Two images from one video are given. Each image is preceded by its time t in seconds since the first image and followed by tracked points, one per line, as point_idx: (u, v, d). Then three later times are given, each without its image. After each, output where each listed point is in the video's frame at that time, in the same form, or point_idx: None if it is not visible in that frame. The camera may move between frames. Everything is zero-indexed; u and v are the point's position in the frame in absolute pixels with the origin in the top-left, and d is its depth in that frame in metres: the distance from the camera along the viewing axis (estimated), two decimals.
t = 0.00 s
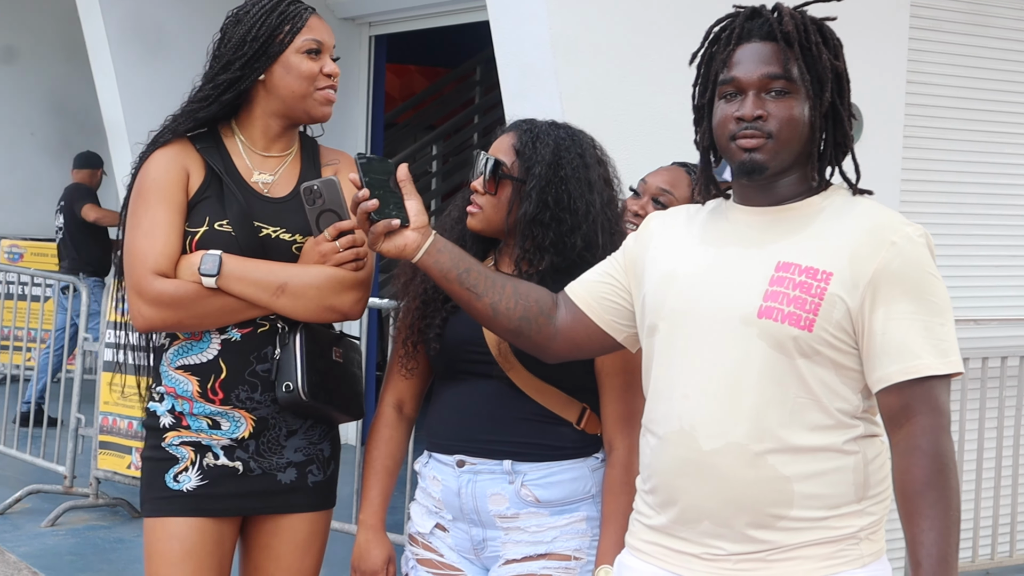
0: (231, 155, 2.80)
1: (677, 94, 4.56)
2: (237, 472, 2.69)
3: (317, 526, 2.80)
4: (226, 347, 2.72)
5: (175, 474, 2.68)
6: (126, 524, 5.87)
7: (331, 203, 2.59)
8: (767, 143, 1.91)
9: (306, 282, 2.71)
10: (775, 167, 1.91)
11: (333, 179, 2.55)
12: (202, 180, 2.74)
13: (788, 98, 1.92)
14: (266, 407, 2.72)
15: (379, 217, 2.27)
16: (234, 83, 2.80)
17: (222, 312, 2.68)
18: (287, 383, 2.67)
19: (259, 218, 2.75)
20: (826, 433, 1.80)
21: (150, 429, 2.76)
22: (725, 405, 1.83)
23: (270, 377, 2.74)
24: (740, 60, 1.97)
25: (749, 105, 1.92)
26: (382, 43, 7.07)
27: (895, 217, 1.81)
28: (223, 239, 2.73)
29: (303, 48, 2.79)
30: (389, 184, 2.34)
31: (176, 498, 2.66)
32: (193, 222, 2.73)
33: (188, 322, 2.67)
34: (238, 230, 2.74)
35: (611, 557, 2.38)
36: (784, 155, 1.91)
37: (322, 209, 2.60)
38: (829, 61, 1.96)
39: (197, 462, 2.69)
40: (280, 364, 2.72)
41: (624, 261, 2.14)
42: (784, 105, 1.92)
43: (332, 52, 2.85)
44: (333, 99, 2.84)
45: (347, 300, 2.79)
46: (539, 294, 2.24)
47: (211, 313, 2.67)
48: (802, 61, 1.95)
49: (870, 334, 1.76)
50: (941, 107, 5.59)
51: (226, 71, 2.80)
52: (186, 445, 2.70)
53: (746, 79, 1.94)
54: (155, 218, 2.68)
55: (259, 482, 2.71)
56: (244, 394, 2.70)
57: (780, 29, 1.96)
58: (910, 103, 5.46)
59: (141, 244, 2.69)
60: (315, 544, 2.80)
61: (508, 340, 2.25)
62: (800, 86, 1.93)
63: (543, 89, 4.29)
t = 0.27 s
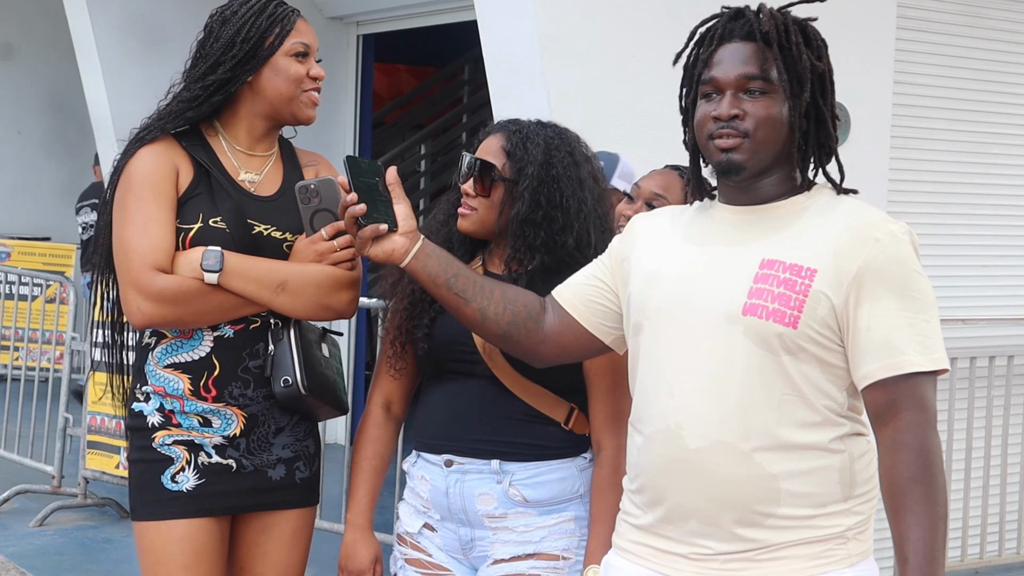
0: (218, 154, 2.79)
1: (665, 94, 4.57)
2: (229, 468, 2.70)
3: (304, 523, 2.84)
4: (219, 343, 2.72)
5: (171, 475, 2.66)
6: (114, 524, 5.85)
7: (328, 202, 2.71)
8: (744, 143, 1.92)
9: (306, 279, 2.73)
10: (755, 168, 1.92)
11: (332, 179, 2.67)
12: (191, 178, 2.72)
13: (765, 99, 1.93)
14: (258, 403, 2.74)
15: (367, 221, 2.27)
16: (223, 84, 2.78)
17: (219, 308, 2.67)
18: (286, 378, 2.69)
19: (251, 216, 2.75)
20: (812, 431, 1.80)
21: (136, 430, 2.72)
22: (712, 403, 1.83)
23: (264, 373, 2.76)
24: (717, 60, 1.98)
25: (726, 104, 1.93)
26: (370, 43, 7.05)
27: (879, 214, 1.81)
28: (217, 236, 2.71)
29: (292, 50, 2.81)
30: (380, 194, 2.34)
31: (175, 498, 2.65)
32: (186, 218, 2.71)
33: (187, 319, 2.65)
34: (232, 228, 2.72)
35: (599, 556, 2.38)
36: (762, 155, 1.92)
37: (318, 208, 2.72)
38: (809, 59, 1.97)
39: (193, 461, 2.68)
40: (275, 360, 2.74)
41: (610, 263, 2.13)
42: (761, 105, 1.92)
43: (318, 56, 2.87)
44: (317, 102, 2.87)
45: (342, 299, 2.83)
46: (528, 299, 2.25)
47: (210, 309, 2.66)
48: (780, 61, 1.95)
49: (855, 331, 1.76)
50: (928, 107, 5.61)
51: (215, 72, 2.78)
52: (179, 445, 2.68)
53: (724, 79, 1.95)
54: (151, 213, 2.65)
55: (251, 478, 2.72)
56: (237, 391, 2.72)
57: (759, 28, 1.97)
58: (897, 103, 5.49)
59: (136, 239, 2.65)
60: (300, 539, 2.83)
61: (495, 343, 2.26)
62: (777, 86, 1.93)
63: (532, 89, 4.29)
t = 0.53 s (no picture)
0: (189, 153, 2.83)
1: (657, 92, 4.57)
2: (220, 465, 2.76)
3: (288, 512, 2.91)
4: (204, 339, 2.77)
5: (165, 474, 2.70)
6: (105, 523, 5.83)
7: (305, 196, 2.93)
8: (698, 145, 1.92)
9: (289, 270, 2.86)
10: (717, 168, 1.92)
11: (307, 174, 2.91)
12: (167, 175, 2.75)
13: (722, 98, 1.91)
14: (245, 397, 2.81)
15: (457, 195, 2.06)
16: (195, 84, 2.82)
17: (207, 301, 2.73)
18: (274, 369, 2.78)
19: (229, 212, 2.82)
20: (799, 427, 1.80)
21: (121, 433, 2.73)
22: (699, 399, 1.84)
23: (250, 366, 2.82)
24: (685, 63, 1.98)
25: (683, 108, 1.94)
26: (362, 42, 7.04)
27: (867, 211, 1.81)
28: (200, 231, 2.76)
29: (263, 54, 2.87)
30: (501, 180, 2.09)
31: (171, 497, 2.69)
32: (164, 216, 2.74)
33: (175, 313, 2.68)
34: (212, 223, 2.79)
35: (587, 553, 2.40)
36: (721, 157, 1.91)
37: (296, 202, 2.94)
38: (786, 61, 1.94)
39: (185, 459, 2.72)
40: (261, 352, 2.82)
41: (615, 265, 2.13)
42: (717, 105, 1.91)
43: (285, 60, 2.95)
44: (283, 104, 2.94)
45: (321, 291, 2.97)
46: (557, 312, 2.15)
47: (198, 303, 2.72)
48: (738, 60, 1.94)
49: (840, 327, 1.76)
50: (919, 107, 5.63)
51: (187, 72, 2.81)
52: (169, 444, 2.73)
53: (684, 81, 1.96)
54: (132, 210, 2.67)
55: (240, 473, 2.78)
56: (225, 385, 2.77)
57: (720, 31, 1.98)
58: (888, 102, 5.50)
59: (118, 235, 2.67)
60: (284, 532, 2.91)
61: (523, 358, 2.15)
62: (733, 85, 1.92)
63: (524, 87, 4.29)
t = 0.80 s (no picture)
0: (141, 146, 2.73)
1: (647, 84, 4.54)
2: (181, 464, 2.67)
3: (248, 506, 2.81)
4: (167, 335, 2.69)
5: (125, 480, 2.60)
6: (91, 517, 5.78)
7: (261, 185, 2.92)
8: (677, 146, 1.94)
9: (251, 260, 2.81)
10: (693, 169, 1.92)
11: (262, 163, 2.91)
12: (123, 168, 2.65)
13: (697, 98, 1.90)
14: (206, 391, 2.72)
15: (525, 170, 2.01)
16: (147, 76, 2.72)
17: (173, 294, 2.67)
18: (236, 362, 2.72)
19: (187, 204, 2.76)
20: (794, 425, 1.75)
21: (82, 432, 2.63)
22: (693, 393, 1.80)
23: (211, 360, 2.74)
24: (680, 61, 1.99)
25: (668, 110, 1.97)
26: (350, 34, 6.97)
27: (871, 209, 1.74)
28: (160, 224, 2.69)
29: (213, 45, 2.79)
30: (569, 155, 2.02)
31: (130, 502, 2.60)
32: (124, 209, 2.66)
33: (143, 306, 2.61)
34: (172, 215, 2.72)
35: (576, 530, 2.41)
36: (693, 157, 1.91)
37: (251, 193, 2.91)
38: (755, 50, 1.86)
39: (146, 464, 2.63)
40: (222, 346, 2.74)
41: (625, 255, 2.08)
42: (689, 104, 1.91)
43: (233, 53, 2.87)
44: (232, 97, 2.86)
45: (282, 279, 2.93)
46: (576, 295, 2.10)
47: (165, 296, 2.65)
48: (708, 59, 1.91)
49: (836, 326, 1.69)
50: (909, 99, 5.62)
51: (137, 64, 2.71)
52: (132, 447, 2.63)
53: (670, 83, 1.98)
54: (93, 203, 2.59)
55: (201, 471, 2.70)
56: (187, 380, 2.69)
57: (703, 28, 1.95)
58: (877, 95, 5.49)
59: (81, 229, 2.58)
60: (246, 526, 2.81)
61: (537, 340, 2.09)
62: (703, 85, 1.90)
63: (513, 78, 4.24)
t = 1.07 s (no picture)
0: (90, 143, 2.61)
1: (645, 77, 4.50)
2: (121, 449, 2.59)
3: (193, 493, 2.71)
4: (113, 329, 2.61)
5: (65, 461, 2.53)
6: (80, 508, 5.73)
7: (208, 186, 2.74)
8: (688, 137, 1.89)
9: (196, 265, 2.70)
10: (704, 162, 1.88)
11: (211, 164, 2.74)
12: (72, 169, 2.56)
13: (709, 91, 1.85)
14: (149, 381, 2.66)
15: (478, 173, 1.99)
16: (95, 70, 2.58)
17: (119, 301, 2.58)
18: (182, 359, 2.67)
19: (136, 203, 2.65)
20: (792, 423, 1.70)
21: (21, 413, 2.54)
22: (692, 389, 1.76)
23: (156, 354, 2.68)
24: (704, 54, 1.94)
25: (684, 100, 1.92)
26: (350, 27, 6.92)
27: (876, 207, 1.67)
28: (107, 229, 2.59)
29: (161, 32, 2.65)
30: (513, 147, 2.03)
31: (68, 485, 2.52)
32: (72, 212, 2.56)
33: (89, 316, 2.53)
34: (120, 218, 2.62)
35: (575, 512, 2.48)
36: (703, 149, 1.86)
37: (198, 193, 2.73)
38: (768, 46, 1.79)
39: (87, 446, 2.55)
40: (167, 343, 2.68)
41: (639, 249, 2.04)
42: (700, 97, 1.86)
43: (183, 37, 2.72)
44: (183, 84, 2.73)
45: (226, 279, 2.81)
46: (580, 287, 2.03)
47: (110, 304, 2.56)
48: (723, 52, 1.84)
49: (836, 326, 1.63)
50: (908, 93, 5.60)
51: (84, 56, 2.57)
52: (73, 428, 2.55)
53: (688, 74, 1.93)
54: (40, 210, 2.49)
55: (142, 457, 2.61)
56: (132, 370, 2.62)
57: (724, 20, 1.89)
58: (876, 89, 5.48)
59: (28, 237, 2.49)
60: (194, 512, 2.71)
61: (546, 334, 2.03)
62: (715, 77, 1.85)
63: (512, 70, 4.20)
